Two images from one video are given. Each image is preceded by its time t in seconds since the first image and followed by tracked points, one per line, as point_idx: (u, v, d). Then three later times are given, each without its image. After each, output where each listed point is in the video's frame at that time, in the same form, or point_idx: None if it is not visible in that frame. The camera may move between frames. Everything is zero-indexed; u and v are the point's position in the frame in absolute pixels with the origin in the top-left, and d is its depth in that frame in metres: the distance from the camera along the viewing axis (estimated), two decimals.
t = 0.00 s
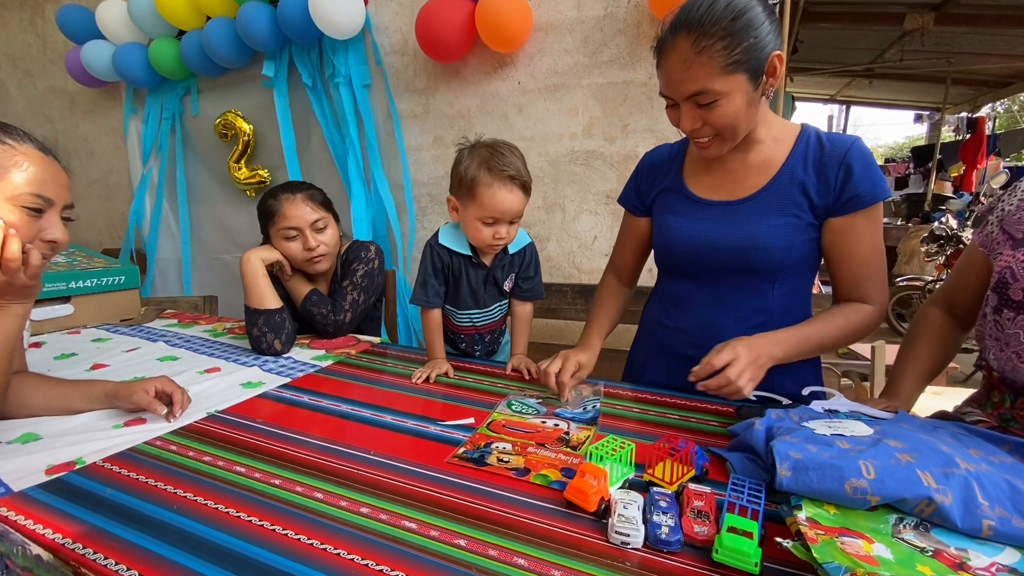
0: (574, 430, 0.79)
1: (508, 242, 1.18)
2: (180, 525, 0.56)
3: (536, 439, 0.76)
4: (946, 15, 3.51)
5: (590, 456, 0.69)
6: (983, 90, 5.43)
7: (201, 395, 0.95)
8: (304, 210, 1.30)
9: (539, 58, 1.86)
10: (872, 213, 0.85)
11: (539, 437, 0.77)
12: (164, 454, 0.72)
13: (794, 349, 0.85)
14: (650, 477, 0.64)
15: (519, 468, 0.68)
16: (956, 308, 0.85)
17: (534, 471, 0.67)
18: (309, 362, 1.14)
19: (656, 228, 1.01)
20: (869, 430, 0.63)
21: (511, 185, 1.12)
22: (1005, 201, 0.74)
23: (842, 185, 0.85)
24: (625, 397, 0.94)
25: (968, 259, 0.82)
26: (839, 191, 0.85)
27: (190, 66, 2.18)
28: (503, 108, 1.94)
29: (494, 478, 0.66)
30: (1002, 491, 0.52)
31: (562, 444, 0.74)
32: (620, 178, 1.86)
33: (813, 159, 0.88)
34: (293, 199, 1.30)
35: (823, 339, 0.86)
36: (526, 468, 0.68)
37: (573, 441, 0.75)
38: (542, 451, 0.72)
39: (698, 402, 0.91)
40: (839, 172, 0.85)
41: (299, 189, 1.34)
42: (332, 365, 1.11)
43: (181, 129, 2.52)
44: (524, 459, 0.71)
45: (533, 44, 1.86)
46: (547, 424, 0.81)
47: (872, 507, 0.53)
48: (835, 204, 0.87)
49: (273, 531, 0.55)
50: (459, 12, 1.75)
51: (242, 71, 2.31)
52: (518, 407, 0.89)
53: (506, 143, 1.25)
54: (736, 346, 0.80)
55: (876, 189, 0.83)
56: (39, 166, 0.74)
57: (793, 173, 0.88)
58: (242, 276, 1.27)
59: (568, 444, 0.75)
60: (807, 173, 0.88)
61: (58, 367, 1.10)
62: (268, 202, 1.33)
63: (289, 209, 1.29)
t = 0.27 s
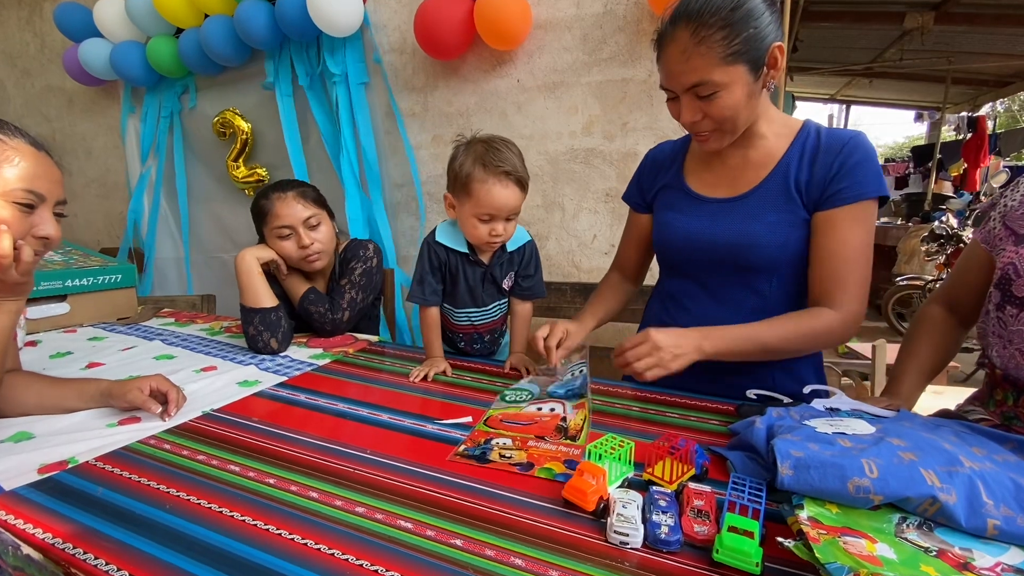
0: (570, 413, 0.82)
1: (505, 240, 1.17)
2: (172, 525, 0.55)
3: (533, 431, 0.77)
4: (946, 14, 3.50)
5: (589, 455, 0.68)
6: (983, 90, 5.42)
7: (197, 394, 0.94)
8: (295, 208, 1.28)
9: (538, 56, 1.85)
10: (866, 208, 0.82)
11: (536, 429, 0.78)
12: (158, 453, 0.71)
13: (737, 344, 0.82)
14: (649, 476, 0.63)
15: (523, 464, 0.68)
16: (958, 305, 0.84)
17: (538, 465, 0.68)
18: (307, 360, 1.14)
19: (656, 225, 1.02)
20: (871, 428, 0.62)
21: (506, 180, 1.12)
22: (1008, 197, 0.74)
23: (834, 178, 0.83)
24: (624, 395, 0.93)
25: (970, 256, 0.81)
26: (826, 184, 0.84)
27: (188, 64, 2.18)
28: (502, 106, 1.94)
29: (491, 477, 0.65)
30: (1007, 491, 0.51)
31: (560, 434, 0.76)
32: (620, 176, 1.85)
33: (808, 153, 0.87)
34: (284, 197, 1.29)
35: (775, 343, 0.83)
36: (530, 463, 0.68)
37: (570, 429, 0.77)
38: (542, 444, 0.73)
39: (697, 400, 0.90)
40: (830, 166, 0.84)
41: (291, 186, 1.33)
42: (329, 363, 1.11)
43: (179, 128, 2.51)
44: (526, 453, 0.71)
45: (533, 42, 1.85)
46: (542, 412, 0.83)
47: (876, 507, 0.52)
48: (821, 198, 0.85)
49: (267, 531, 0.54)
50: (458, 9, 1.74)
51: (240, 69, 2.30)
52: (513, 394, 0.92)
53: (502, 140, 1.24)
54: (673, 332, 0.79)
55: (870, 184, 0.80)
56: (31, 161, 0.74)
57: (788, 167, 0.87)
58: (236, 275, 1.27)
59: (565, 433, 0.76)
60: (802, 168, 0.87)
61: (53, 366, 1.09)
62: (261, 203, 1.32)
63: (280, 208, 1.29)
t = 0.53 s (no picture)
0: (566, 412, 0.82)
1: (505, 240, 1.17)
2: (175, 525, 0.56)
3: (530, 429, 0.77)
4: (946, 15, 3.50)
5: (588, 455, 0.69)
6: (983, 90, 5.43)
7: (198, 395, 0.94)
8: (292, 210, 1.29)
9: (538, 57, 1.86)
10: (843, 205, 0.79)
11: (534, 426, 0.78)
12: (161, 454, 0.72)
13: (671, 319, 0.80)
14: (648, 476, 0.63)
15: (524, 459, 0.69)
16: (955, 307, 0.85)
17: (539, 462, 0.69)
18: (307, 361, 1.14)
19: (654, 226, 1.02)
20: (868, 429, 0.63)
21: (504, 180, 1.12)
22: (1005, 200, 0.74)
23: (813, 177, 0.82)
24: (624, 396, 0.94)
25: (967, 258, 0.82)
26: (806, 182, 0.83)
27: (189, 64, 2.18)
28: (502, 107, 1.94)
29: (491, 477, 0.65)
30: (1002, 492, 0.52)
31: (557, 432, 0.76)
32: (619, 177, 1.85)
33: (793, 153, 0.86)
34: (279, 200, 1.30)
35: (713, 320, 0.79)
36: (531, 459, 0.70)
37: (567, 426, 0.78)
38: (541, 441, 0.74)
39: (696, 401, 0.91)
40: (812, 164, 0.83)
41: (286, 189, 1.33)
42: (330, 364, 1.11)
43: (179, 129, 2.51)
44: (526, 450, 0.72)
45: (533, 43, 1.85)
46: (539, 408, 0.83)
47: (872, 508, 0.53)
48: (801, 196, 0.84)
49: (269, 532, 0.55)
50: (457, 11, 1.74)
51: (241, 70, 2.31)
52: (507, 384, 0.93)
53: (502, 141, 1.24)
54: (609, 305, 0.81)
55: (847, 181, 0.79)
56: (34, 164, 0.74)
57: (774, 168, 0.87)
58: (234, 276, 1.28)
59: (563, 431, 0.76)
60: (787, 169, 0.86)
61: (56, 367, 1.10)
62: (257, 206, 1.33)
63: (277, 211, 1.29)
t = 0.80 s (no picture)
0: (560, 409, 0.83)
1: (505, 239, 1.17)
2: (179, 525, 0.56)
3: (526, 423, 0.80)
4: (946, 15, 3.51)
5: (589, 456, 0.69)
6: (983, 90, 5.43)
7: (200, 395, 0.95)
8: (289, 211, 1.29)
9: (539, 58, 1.86)
10: (829, 203, 0.77)
11: (529, 421, 0.80)
12: (163, 454, 0.72)
13: (646, 318, 0.80)
14: (649, 476, 0.64)
15: (521, 451, 0.72)
16: (955, 308, 0.85)
17: (536, 452, 0.72)
18: (308, 361, 1.14)
19: (653, 227, 1.03)
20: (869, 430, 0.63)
21: (502, 179, 1.12)
22: (1005, 201, 0.74)
23: (799, 176, 0.81)
24: (625, 397, 0.94)
25: (967, 259, 0.82)
26: (792, 182, 0.83)
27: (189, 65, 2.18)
28: (503, 107, 1.94)
29: (492, 477, 0.66)
30: (1003, 492, 0.52)
31: (551, 426, 0.79)
32: (620, 177, 1.85)
33: (781, 153, 0.86)
34: (275, 202, 1.30)
35: (692, 323, 0.78)
36: (527, 450, 0.72)
37: (560, 421, 0.80)
38: (536, 434, 0.77)
39: (696, 401, 0.91)
40: (798, 164, 0.83)
41: (282, 191, 1.33)
42: (331, 364, 1.12)
43: (180, 129, 2.52)
44: (522, 441, 0.75)
45: (533, 44, 1.86)
46: (533, 403, 0.84)
47: (873, 509, 0.53)
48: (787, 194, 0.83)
49: (272, 531, 0.55)
50: (458, 12, 1.74)
51: (241, 70, 2.31)
52: (503, 373, 0.92)
53: (501, 141, 1.25)
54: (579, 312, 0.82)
55: (831, 179, 0.78)
56: (37, 165, 0.74)
57: (762, 169, 0.87)
58: (232, 278, 1.28)
59: (557, 425, 0.79)
60: (776, 169, 0.86)
61: (57, 367, 1.10)
62: (253, 209, 1.33)
63: (273, 213, 1.29)
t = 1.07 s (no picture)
0: (565, 402, 0.84)
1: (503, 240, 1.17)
2: (179, 526, 0.56)
3: (533, 419, 0.80)
4: (946, 15, 3.50)
5: (589, 457, 0.69)
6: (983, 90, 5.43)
7: (200, 396, 0.95)
8: (288, 212, 1.29)
9: (539, 58, 1.86)
10: (824, 202, 0.77)
11: (536, 418, 0.81)
12: (163, 455, 0.72)
13: (642, 320, 0.79)
14: (650, 477, 0.64)
15: (531, 445, 0.73)
16: (955, 308, 0.85)
17: (545, 446, 0.73)
18: (308, 362, 1.14)
19: (652, 228, 1.03)
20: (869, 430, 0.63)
21: (500, 180, 1.12)
22: (1006, 201, 0.74)
23: (793, 175, 0.81)
24: (625, 397, 0.94)
25: (968, 260, 0.82)
26: (786, 182, 0.82)
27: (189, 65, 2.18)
28: (503, 107, 1.94)
29: (491, 478, 0.66)
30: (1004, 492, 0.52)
31: (558, 420, 0.79)
32: (620, 177, 1.85)
33: (776, 153, 0.86)
34: (275, 202, 1.30)
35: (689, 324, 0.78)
36: (537, 443, 0.74)
37: (566, 416, 0.81)
38: (544, 429, 0.77)
39: (696, 402, 0.91)
40: (792, 164, 0.83)
41: (281, 191, 1.33)
42: (332, 365, 1.12)
43: (180, 129, 2.52)
44: (530, 436, 0.76)
45: (533, 44, 1.86)
46: (538, 399, 0.85)
47: (873, 509, 0.53)
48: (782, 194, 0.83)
49: (271, 532, 0.55)
50: (458, 12, 1.74)
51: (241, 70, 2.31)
52: (504, 375, 0.92)
53: (499, 141, 1.24)
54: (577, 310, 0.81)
55: (824, 178, 0.78)
56: (36, 166, 0.74)
57: (757, 169, 0.87)
58: (232, 278, 1.28)
59: (563, 420, 0.80)
60: (771, 169, 0.86)
61: (58, 367, 1.10)
62: (253, 209, 1.33)
63: (273, 214, 1.29)
